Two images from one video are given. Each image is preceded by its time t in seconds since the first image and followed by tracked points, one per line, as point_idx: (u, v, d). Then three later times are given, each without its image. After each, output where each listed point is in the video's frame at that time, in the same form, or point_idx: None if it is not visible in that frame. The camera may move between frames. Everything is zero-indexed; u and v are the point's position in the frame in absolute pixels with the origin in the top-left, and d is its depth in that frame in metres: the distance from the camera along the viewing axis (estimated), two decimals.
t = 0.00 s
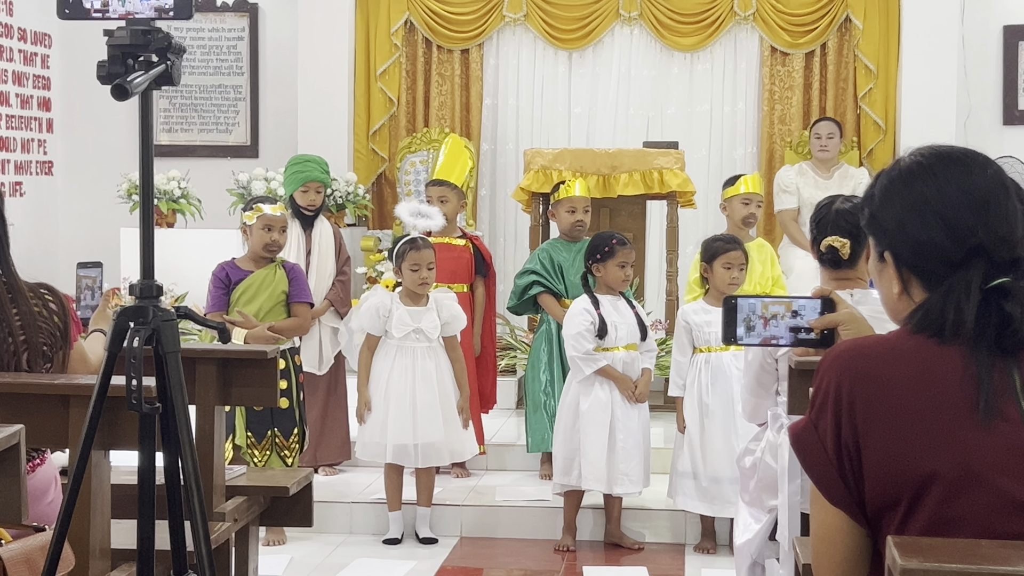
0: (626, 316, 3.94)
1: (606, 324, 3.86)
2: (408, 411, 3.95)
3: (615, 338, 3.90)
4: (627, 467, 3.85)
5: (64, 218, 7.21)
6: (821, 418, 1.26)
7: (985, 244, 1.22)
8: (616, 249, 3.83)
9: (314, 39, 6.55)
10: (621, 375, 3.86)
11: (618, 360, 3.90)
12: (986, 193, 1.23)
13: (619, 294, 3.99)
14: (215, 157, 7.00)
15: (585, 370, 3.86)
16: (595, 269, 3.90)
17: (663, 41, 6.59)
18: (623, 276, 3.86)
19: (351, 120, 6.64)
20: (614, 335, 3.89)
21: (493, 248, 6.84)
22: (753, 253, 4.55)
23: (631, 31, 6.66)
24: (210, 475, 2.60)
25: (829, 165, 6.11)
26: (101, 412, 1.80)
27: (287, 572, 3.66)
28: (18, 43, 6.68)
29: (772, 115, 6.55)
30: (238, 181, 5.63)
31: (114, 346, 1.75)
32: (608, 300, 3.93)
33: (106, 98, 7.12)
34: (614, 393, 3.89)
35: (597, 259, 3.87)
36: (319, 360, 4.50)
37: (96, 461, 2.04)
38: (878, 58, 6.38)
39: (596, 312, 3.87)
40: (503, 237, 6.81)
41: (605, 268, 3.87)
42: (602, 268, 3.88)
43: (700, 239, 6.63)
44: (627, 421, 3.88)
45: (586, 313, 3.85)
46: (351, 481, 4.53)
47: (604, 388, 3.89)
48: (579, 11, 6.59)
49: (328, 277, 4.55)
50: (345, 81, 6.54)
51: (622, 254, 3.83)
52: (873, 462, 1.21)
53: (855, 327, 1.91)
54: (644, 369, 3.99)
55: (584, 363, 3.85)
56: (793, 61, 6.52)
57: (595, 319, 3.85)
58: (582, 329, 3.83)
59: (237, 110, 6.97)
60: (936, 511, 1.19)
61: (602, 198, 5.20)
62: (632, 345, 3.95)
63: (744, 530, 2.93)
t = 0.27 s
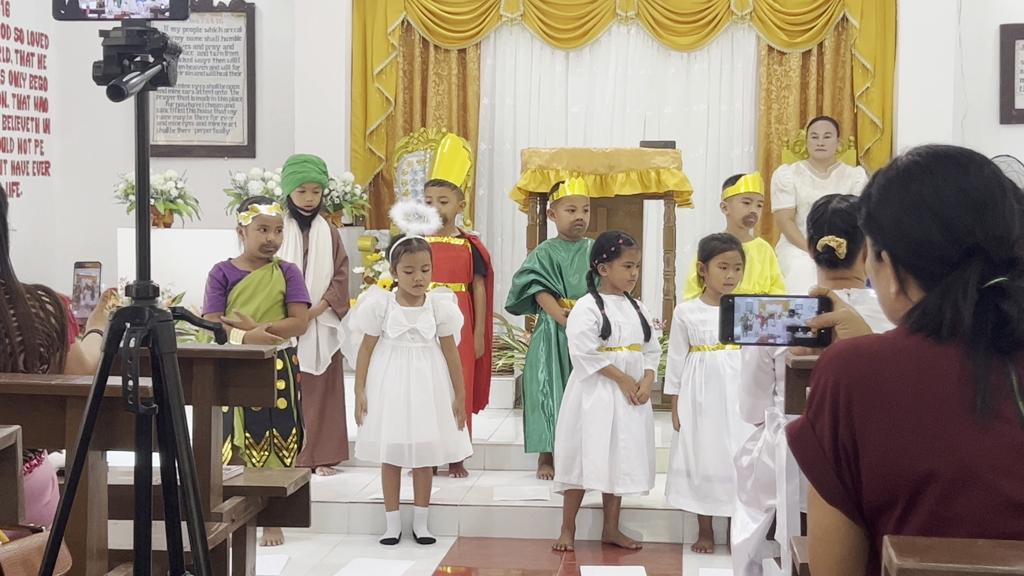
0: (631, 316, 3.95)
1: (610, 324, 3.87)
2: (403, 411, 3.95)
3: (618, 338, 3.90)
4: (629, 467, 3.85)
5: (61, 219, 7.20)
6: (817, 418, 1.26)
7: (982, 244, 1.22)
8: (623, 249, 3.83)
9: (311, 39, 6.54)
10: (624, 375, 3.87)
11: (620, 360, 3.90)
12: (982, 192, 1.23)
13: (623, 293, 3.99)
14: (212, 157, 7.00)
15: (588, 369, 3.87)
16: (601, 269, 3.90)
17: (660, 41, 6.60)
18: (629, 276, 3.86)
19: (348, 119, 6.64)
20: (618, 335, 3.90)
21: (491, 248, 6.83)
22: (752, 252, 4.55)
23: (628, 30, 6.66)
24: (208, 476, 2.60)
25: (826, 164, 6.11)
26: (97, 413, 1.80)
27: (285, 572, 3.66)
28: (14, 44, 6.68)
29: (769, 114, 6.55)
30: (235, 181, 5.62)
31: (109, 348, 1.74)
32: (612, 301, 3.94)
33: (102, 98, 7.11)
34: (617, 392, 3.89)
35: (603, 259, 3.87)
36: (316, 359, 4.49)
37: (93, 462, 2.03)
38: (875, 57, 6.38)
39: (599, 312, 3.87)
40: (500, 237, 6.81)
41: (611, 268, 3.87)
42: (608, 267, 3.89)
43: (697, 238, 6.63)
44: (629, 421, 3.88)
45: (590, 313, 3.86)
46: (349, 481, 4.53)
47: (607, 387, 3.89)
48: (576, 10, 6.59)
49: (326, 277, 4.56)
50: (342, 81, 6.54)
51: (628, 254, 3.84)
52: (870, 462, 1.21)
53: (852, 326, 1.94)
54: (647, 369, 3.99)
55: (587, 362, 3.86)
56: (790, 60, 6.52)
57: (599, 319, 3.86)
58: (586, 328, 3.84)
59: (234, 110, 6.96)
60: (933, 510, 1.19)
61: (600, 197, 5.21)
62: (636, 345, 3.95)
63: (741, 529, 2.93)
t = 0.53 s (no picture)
0: (633, 317, 3.95)
1: (612, 324, 3.87)
2: (396, 411, 3.95)
3: (619, 338, 3.91)
4: (629, 467, 3.85)
5: (58, 219, 7.20)
6: (815, 418, 1.26)
7: (980, 244, 1.22)
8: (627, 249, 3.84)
9: (309, 39, 6.54)
10: (625, 374, 3.86)
11: (621, 360, 3.90)
12: (981, 192, 1.23)
13: (625, 293, 4.00)
14: (210, 157, 6.99)
15: (590, 369, 3.86)
16: (603, 269, 3.90)
17: (658, 41, 6.60)
18: (631, 276, 3.86)
19: (346, 119, 6.64)
20: (619, 335, 3.90)
21: (489, 248, 6.83)
22: (752, 251, 4.55)
23: (626, 30, 6.65)
24: (205, 477, 2.60)
25: (824, 163, 6.12)
26: (94, 413, 1.80)
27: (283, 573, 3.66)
28: (12, 44, 6.67)
29: (767, 114, 6.55)
30: (232, 181, 5.62)
31: (107, 347, 1.75)
32: (614, 301, 3.94)
33: (100, 98, 7.10)
34: (619, 392, 3.88)
35: (605, 259, 3.88)
36: (313, 359, 4.49)
37: (90, 462, 2.03)
38: (873, 57, 6.38)
39: (601, 312, 3.87)
40: (498, 237, 6.81)
41: (613, 268, 3.87)
42: (612, 267, 3.88)
43: (695, 238, 6.63)
44: (630, 421, 3.88)
45: (592, 313, 3.85)
46: (347, 481, 4.53)
47: (608, 386, 3.89)
48: (573, 10, 6.59)
49: (324, 278, 4.56)
50: (339, 81, 6.54)
51: (631, 254, 3.84)
52: (868, 462, 1.21)
53: (853, 323, 1.88)
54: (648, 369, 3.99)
55: (589, 362, 3.85)
56: (787, 60, 6.52)
57: (601, 319, 3.86)
58: (587, 328, 3.83)
59: (232, 110, 6.96)
60: (931, 510, 1.18)
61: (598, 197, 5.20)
62: (637, 345, 3.95)
63: (739, 529, 2.93)
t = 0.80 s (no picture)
0: (632, 316, 3.95)
1: (611, 324, 3.87)
2: (391, 411, 3.95)
3: (619, 338, 3.90)
4: (630, 465, 3.86)
5: (56, 219, 7.20)
6: (818, 419, 1.26)
7: (987, 240, 1.22)
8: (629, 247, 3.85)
9: (307, 39, 6.54)
10: (622, 374, 3.86)
11: (620, 359, 3.90)
12: (989, 189, 1.23)
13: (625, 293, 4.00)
14: (208, 157, 6.99)
15: (589, 369, 3.86)
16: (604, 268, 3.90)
17: (656, 40, 6.59)
18: (632, 275, 3.87)
19: (344, 119, 6.64)
20: (619, 334, 3.90)
21: (487, 248, 6.83)
22: (749, 251, 4.56)
23: (624, 30, 6.65)
24: (203, 477, 2.59)
25: (822, 163, 6.12)
26: (93, 412, 1.80)
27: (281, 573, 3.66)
28: (10, 44, 6.67)
29: (765, 114, 6.55)
30: (230, 181, 5.62)
31: (105, 347, 1.74)
32: (614, 300, 3.94)
33: (98, 98, 7.10)
34: (617, 392, 3.89)
35: (608, 259, 3.87)
36: (312, 359, 4.50)
37: (88, 463, 2.03)
38: (871, 57, 6.39)
39: (600, 312, 3.87)
40: (497, 237, 6.81)
41: (615, 267, 3.87)
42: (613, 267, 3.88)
43: (693, 238, 6.63)
44: (628, 421, 3.88)
45: (591, 312, 3.85)
46: (346, 481, 4.53)
47: (607, 386, 3.89)
48: (572, 10, 6.59)
49: (322, 278, 4.56)
50: (338, 81, 6.54)
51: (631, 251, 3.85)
52: (871, 464, 1.22)
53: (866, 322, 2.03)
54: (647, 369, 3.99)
55: (588, 361, 3.85)
56: (785, 60, 6.52)
57: (600, 319, 3.86)
58: (586, 328, 3.83)
59: (230, 110, 6.95)
60: (935, 510, 1.19)
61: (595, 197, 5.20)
62: (635, 345, 3.95)
63: (737, 529, 2.93)
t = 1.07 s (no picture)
0: (633, 316, 3.96)
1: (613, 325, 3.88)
2: (383, 411, 3.95)
3: (619, 337, 3.91)
4: (629, 465, 3.86)
5: (55, 219, 7.20)
6: (827, 422, 1.25)
7: (996, 239, 1.22)
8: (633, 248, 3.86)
9: (306, 39, 6.54)
10: (624, 373, 3.87)
11: (620, 359, 3.90)
12: (1003, 187, 1.22)
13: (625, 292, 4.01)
14: (207, 157, 6.99)
15: (592, 368, 3.85)
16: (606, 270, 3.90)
17: (655, 41, 6.60)
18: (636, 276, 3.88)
19: (343, 119, 6.64)
20: (619, 334, 3.91)
21: (486, 248, 6.83)
22: (747, 251, 4.55)
23: (623, 30, 6.66)
24: (202, 477, 2.59)
25: (821, 163, 6.12)
26: (91, 412, 1.80)
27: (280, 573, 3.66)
28: (9, 44, 6.67)
29: (764, 114, 6.56)
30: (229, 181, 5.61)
31: (104, 347, 1.74)
32: (615, 300, 3.94)
33: (98, 98, 7.10)
34: (617, 392, 3.89)
35: (613, 259, 3.86)
36: (311, 359, 4.50)
37: (87, 463, 2.03)
38: (870, 57, 6.40)
39: (603, 312, 3.87)
40: (496, 237, 6.81)
41: (624, 266, 3.86)
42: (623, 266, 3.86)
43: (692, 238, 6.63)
44: (627, 421, 3.88)
45: (594, 312, 3.86)
46: (345, 481, 4.53)
47: (607, 386, 3.89)
48: (571, 10, 6.59)
49: (321, 277, 4.55)
50: (336, 81, 6.54)
51: (635, 251, 3.88)
52: (883, 464, 1.21)
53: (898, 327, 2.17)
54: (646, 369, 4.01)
55: (591, 360, 3.84)
56: (785, 60, 6.52)
57: (603, 320, 3.86)
58: (591, 327, 3.83)
59: (229, 110, 6.95)
60: (945, 508, 1.19)
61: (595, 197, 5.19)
62: (634, 345, 3.95)
63: (737, 529, 2.93)
